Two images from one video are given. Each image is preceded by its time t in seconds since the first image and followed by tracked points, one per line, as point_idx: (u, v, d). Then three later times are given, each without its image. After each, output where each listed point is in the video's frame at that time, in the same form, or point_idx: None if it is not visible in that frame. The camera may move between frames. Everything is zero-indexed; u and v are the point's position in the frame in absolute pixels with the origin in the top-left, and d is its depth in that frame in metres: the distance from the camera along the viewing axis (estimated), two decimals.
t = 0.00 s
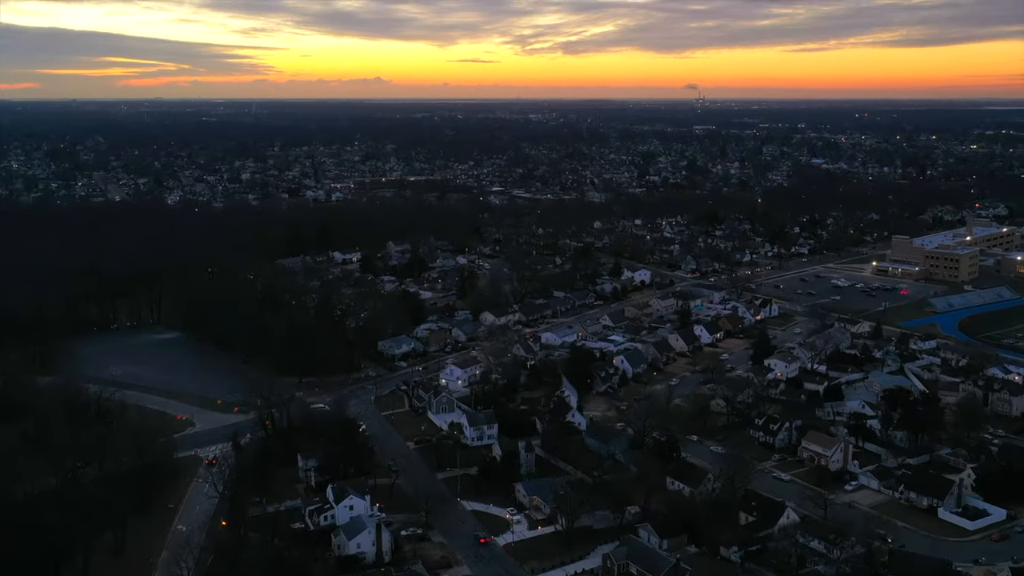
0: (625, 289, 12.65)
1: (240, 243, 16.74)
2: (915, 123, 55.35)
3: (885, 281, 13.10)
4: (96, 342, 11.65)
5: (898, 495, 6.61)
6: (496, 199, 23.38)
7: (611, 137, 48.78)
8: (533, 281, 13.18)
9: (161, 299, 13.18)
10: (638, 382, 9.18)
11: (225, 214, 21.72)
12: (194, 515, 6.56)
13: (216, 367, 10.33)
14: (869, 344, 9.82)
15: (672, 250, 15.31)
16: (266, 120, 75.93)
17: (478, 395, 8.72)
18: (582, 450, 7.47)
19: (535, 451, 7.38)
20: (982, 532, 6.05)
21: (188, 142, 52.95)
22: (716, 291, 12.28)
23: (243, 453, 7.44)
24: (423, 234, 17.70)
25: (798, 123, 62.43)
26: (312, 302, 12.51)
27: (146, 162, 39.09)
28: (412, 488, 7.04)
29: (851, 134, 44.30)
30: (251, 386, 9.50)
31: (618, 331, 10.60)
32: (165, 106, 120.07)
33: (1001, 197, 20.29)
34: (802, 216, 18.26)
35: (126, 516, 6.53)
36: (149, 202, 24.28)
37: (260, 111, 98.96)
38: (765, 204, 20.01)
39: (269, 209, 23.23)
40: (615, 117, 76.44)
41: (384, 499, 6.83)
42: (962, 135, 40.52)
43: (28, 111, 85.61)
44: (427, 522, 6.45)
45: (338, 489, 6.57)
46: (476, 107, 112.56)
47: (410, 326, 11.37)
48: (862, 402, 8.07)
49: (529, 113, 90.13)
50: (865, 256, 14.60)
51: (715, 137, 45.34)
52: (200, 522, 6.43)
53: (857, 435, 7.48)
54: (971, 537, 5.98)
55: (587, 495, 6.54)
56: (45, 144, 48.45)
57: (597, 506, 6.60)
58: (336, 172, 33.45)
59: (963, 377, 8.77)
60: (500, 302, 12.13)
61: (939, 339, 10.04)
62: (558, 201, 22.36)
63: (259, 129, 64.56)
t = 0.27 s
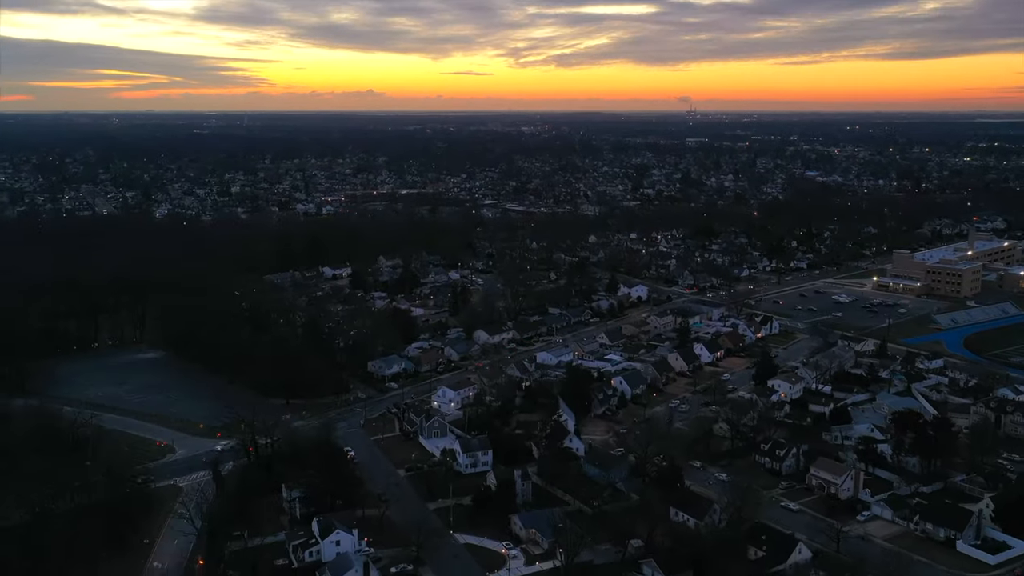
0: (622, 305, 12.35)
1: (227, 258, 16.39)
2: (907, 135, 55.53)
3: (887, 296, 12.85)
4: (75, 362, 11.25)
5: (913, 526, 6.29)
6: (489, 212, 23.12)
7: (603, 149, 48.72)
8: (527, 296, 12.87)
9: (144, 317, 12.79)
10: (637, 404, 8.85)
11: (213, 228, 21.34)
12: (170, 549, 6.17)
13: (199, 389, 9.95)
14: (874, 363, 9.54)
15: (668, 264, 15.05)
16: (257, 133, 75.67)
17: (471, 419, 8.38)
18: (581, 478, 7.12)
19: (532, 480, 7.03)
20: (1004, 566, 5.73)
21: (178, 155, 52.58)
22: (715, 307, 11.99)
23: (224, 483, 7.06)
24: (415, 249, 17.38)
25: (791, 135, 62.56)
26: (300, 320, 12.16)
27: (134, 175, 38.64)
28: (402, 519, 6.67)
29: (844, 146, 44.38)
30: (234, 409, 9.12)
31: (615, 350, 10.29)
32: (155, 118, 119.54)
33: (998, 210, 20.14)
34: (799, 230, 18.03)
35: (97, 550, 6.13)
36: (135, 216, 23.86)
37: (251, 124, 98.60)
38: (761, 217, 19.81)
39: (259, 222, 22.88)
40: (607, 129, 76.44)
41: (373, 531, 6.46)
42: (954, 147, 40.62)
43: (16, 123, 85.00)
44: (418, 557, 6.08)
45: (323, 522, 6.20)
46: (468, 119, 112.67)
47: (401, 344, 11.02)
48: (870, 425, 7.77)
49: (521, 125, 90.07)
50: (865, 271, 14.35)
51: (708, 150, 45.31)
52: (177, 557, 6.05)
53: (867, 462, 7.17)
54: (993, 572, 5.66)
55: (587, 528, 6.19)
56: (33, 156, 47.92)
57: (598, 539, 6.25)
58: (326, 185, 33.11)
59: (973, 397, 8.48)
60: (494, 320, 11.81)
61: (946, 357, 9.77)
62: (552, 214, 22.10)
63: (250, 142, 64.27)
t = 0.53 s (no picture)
0: (619, 321, 12.04)
1: (214, 273, 16.02)
2: (898, 148, 55.76)
3: (889, 312, 12.59)
4: (53, 383, 10.83)
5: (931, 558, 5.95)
6: (482, 225, 22.84)
7: (596, 161, 48.60)
8: (522, 312, 12.56)
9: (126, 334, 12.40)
10: (637, 427, 8.52)
11: (201, 242, 20.96)
12: None
13: (181, 411, 9.57)
14: (880, 382, 9.25)
15: (665, 279, 14.77)
16: (248, 146, 75.34)
17: (465, 443, 8.02)
18: (581, 508, 6.77)
19: (528, 509, 6.67)
20: None
21: (168, 168, 52.17)
22: (714, 324, 11.70)
23: (203, 515, 6.66)
24: (406, 264, 17.06)
25: (783, 147, 62.82)
26: (287, 338, 11.81)
27: (122, 188, 38.18)
28: (391, 552, 6.29)
29: (836, 159, 44.43)
30: (218, 432, 8.74)
31: (613, 369, 9.97)
32: (145, 130, 119.16)
33: (996, 223, 20.00)
34: (797, 243, 17.80)
35: None
36: (121, 230, 23.43)
37: (242, 136, 98.27)
38: (757, 230, 19.61)
39: (248, 236, 22.52)
40: (600, 141, 76.56)
41: (360, 566, 6.07)
42: (946, 160, 40.71)
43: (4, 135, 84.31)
44: None
45: (308, 558, 5.81)
46: (460, 132, 112.72)
47: (391, 363, 10.68)
48: (880, 449, 7.46)
49: (513, 137, 90.07)
50: (865, 286, 14.11)
51: (700, 162, 45.26)
52: None
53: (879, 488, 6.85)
54: None
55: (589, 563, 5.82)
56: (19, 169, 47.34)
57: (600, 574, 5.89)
58: (317, 198, 32.76)
59: (984, 418, 8.20)
60: (488, 337, 11.49)
61: (953, 375, 9.49)
62: (545, 227, 21.85)
63: (241, 154, 63.90)
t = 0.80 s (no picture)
0: (614, 340, 11.69)
1: (197, 290, 15.58)
2: (888, 161, 55.99)
3: (890, 330, 12.29)
4: (25, 408, 10.34)
5: None
6: (473, 240, 22.50)
7: (586, 175, 48.43)
8: (514, 331, 12.19)
9: (104, 355, 11.92)
10: (637, 454, 8.13)
11: (185, 258, 20.48)
12: None
13: (158, 439, 9.12)
14: (887, 406, 8.91)
15: (661, 296, 14.45)
16: (235, 159, 74.84)
17: (457, 473, 7.61)
18: (581, 545, 6.36)
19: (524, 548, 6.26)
20: None
21: (154, 181, 51.63)
22: (712, 343, 11.36)
23: (175, 557, 6.20)
24: (395, 281, 16.67)
25: (773, 161, 63.01)
26: (271, 360, 11.37)
27: (107, 202, 37.60)
28: None
29: (827, 172, 44.46)
30: (196, 463, 8.29)
31: (610, 392, 9.59)
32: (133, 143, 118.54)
33: (991, 238, 19.83)
34: (792, 259, 17.54)
35: None
36: (104, 245, 22.93)
37: (231, 150, 97.83)
38: (751, 245, 19.35)
39: (233, 252, 22.08)
40: (590, 154, 76.62)
41: None
42: (936, 174, 40.77)
43: None
44: None
45: None
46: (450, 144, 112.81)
47: (379, 386, 10.26)
48: (893, 480, 7.10)
49: (503, 150, 89.94)
50: (865, 303, 13.81)
51: (691, 176, 45.14)
52: None
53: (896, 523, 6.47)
54: None
55: None
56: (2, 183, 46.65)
57: None
58: (305, 213, 32.33)
59: (998, 445, 7.86)
60: (480, 358, 11.11)
61: (963, 398, 9.17)
62: (537, 242, 21.53)
63: (228, 168, 63.34)
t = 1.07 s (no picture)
0: (611, 357, 11.38)
1: (183, 304, 15.20)
2: (879, 173, 56.19)
3: (893, 346, 12.04)
4: None
5: None
6: (466, 253, 22.21)
7: (579, 187, 48.28)
8: (509, 347, 11.87)
9: (83, 373, 11.52)
10: (638, 479, 7.80)
11: (171, 272, 20.10)
12: None
13: (138, 463, 8.73)
14: (895, 426, 8.62)
15: (658, 310, 14.17)
16: (226, 170, 74.47)
17: (450, 501, 7.26)
18: None
19: None
20: None
21: (143, 193, 51.20)
22: (712, 360, 11.06)
23: None
24: (386, 296, 16.34)
25: (765, 173, 63.14)
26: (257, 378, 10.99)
27: (94, 215, 37.15)
28: None
29: (820, 185, 44.48)
30: (176, 490, 7.90)
31: (608, 412, 9.27)
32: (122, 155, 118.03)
33: (988, 251, 19.70)
34: (790, 272, 17.32)
35: None
36: (89, 259, 22.51)
37: (221, 162, 97.42)
38: (748, 259, 19.13)
39: (221, 265, 21.71)
40: (581, 166, 76.64)
41: None
42: (929, 186, 40.82)
43: None
44: None
45: None
46: (441, 156, 112.79)
47: (369, 406, 9.91)
48: (906, 506, 6.79)
49: (495, 162, 89.85)
50: (865, 318, 13.58)
51: (684, 188, 45.06)
52: None
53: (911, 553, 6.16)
54: None
55: None
56: None
57: None
58: (295, 225, 31.98)
59: (1012, 468, 7.58)
60: (473, 376, 10.77)
61: (972, 418, 8.89)
62: (531, 255, 21.26)
63: (218, 179, 62.97)
